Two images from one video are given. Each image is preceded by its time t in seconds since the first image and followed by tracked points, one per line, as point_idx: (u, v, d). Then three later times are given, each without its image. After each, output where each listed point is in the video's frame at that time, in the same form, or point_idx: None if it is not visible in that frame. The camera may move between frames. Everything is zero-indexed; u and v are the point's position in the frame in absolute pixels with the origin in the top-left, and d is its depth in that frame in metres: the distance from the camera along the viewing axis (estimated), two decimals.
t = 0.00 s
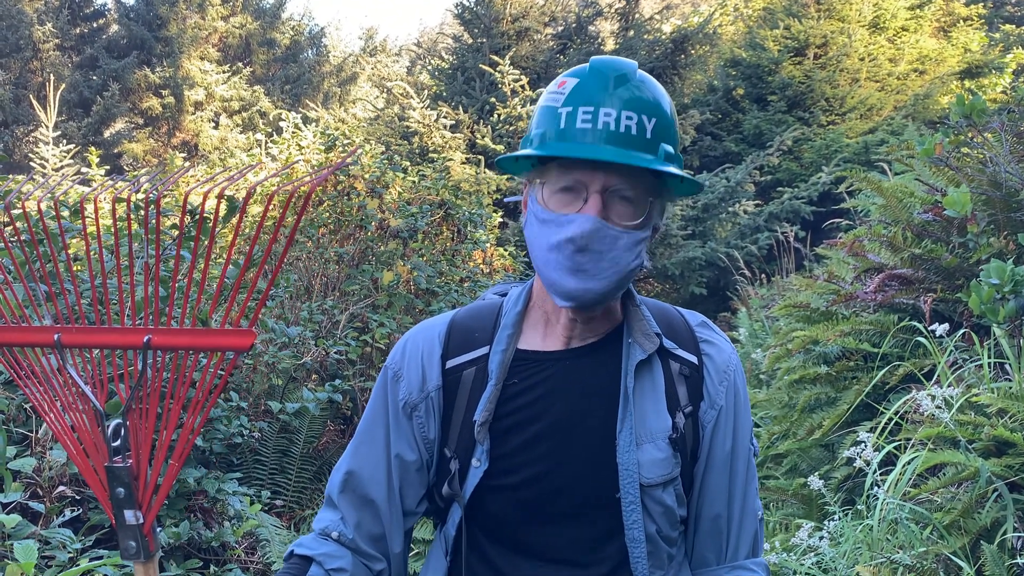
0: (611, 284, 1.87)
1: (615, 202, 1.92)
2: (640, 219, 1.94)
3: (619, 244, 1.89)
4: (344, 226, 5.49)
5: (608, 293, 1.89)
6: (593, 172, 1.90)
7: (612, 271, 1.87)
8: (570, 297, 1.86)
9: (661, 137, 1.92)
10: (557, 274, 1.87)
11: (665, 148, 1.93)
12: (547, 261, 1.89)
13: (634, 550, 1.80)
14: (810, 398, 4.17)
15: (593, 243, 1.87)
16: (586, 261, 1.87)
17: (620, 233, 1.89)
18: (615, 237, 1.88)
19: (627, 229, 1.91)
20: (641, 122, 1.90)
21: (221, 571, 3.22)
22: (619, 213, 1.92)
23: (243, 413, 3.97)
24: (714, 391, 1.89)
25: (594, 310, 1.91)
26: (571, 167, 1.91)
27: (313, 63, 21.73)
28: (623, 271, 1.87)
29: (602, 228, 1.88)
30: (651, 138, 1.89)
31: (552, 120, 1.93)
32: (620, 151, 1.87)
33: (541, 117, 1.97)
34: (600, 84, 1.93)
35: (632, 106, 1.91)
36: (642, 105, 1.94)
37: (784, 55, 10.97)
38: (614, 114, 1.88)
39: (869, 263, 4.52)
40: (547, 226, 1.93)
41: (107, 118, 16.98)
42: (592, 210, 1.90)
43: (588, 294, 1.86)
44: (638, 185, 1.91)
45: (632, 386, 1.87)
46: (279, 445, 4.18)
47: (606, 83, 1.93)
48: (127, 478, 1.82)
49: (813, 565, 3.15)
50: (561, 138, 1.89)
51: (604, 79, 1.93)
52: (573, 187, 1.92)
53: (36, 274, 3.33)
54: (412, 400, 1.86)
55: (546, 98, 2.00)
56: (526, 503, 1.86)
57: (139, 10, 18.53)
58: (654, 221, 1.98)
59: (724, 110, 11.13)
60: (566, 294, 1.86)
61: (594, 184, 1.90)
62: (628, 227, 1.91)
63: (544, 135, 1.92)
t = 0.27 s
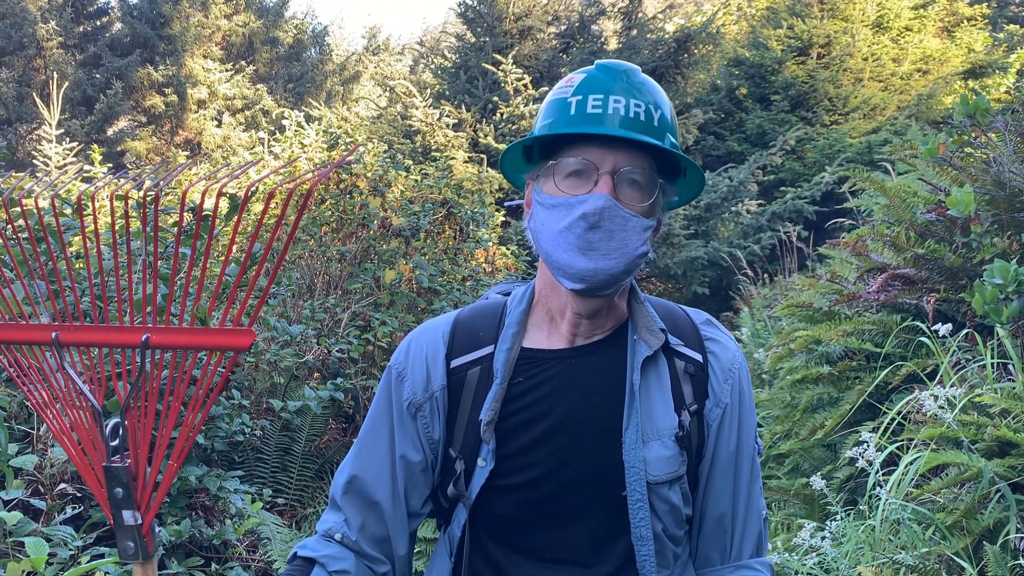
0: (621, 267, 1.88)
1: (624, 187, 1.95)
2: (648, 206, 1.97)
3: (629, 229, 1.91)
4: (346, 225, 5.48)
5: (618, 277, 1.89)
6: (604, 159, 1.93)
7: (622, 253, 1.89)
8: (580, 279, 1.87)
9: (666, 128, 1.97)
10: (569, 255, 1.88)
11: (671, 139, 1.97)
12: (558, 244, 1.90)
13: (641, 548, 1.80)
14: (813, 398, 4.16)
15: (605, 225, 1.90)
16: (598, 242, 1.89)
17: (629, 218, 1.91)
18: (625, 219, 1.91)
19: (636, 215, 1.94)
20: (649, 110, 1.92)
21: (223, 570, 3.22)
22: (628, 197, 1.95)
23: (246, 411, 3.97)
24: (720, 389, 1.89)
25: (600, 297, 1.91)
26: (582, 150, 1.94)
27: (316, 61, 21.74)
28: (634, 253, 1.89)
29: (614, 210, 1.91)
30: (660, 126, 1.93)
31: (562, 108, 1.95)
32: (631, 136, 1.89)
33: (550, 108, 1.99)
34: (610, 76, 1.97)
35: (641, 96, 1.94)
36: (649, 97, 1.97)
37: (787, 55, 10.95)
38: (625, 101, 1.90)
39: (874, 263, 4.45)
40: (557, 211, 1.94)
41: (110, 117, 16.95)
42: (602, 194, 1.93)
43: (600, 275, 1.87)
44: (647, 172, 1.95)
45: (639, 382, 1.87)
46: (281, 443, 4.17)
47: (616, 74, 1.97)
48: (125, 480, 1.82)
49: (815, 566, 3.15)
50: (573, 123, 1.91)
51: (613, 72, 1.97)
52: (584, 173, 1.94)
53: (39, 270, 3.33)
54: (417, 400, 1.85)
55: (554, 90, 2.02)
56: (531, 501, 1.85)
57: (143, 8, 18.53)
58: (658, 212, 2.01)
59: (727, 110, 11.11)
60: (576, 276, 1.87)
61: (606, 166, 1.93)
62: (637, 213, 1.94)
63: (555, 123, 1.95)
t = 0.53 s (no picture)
0: (634, 258, 1.85)
1: (633, 181, 1.94)
2: (658, 199, 1.97)
3: (640, 221, 1.89)
4: (349, 222, 5.50)
5: (631, 268, 1.85)
6: (613, 152, 1.94)
7: (634, 245, 1.85)
8: (592, 271, 1.85)
9: (673, 123, 1.97)
10: (580, 248, 1.86)
11: (679, 133, 1.97)
12: (569, 237, 1.88)
13: (646, 546, 1.79)
14: (816, 399, 4.15)
15: (616, 217, 1.88)
16: (609, 233, 1.87)
17: (640, 210, 1.90)
18: (636, 211, 1.89)
19: (646, 208, 1.92)
20: (657, 105, 1.93)
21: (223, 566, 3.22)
22: (637, 191, 1.95)
23: (247, 407, 3.97)
24: (726, 387, 1.88)
25: (611, 290, 1.89)
26: (590, 144, 1.94)
27: (320, 58, 21.75)
28: (646, 244, 1.85)
29: (625, 203, 1.89)
30: (667, 120, 1.93)
31: (570, 103, 1.95)
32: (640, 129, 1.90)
33: (558, 104, 1.99)
34: (617, 72, 1.97)
35: (649, 91, 1.95)
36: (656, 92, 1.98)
37: (791, 54, 10.93)
38: (633, 95, 1.91)
39: (876, 263, 4.51)
40: (568, 205, 1.93)
41: (114, 112, 16.95)
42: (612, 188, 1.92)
43: (611, 267, 1.84)
44: (655, 165, 1.95)
45: (646, 379, 1.86)
46: (282, 439, 4.18)
47: (623, 69, 1.96)
48: (125, 477, 1.79)
49: (817, 566, 3.14)
50: (582, 117, 1.91)
51: (620, 68, 1.98)
52: (593, 167, 1.94)
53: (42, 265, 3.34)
54: (423, 396, 1.85)
55: (561, 87, 2.02)
56: (537, 498, 1.85)
57: (147, 4, 18.55)
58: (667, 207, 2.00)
59: (731, 109, 11.09)
60: (587, 268, 1.84)
61: (615, 160, 1.93)
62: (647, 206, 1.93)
63: (562, 118, 1.95)
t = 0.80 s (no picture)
0: (637, 254, 1.85)
1: (637, 176, 1.94)
2: (663, 195, 1.97)
3: (643, 216, 1.89)
4: (352, 219, 5.51)
5: (634, 264, 1.86)
6: (618, 147, 1.94)
7: (637, 241, 1.86)
8: (594, 266, 1.84)
9: (680, 119, 1.97)
10: (582, 242, 1.86)
11: (685, 129, 1.97)
12: (572, 231, 1.88)
13: (648, 544, 1.79)
14: (818, 398, 4.15)
15: (619, 211, 1.88)
16: (612, 228, 1.87)
17: (644, 205, 1.90)
18: (639, 206, 1.90)
19: (650, 204, 1.93)
20: (663, 101, 1.93)
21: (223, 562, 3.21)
22: (642, 185, 1.95)
23: (249, 403, 3.97)
24: (730, 386, 1.88)
25: (613, 286, 1.88)
26: (596, 139, 1.95)
27: (323, 55, 21.75)
28: (648, 242, 1.87)
29: (628, 197, 1.89)
30: (673, 115, 1.93)
31: (577, 98, 1.95)
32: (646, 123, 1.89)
33: (565, 98, 1.99)
34: (624, 67, 1.97)
35: (656, 87, 1.94)
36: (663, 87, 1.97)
37: (795, 54, 10.90)
38: (639, 91, 1.91)
39: (879, 262, 4.51)
40: (572, 199, 1.93)
41: (116, 108, 16.95)
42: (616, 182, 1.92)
43: (614, 262, 1.84)
44: (661, 160, 1.94)
45: (651, 377, 1.86)
46: (283, 436, 4.19)
47: (631, 66, 1.97)
48: (134, 470, 1.81)
49: (818, 565, 3.14)
50: (587, 113, 1.92)
51: (628, 63, 1.97)
52: (597, 163, 1.94)
53: (44, 260, 3.34)
54: (427, 391, 1.84)
55: (569, 82, 2.02)
56: (540, 496, 1.85)
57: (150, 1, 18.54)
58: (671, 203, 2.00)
59: (734, 108, 11.08)
60: (590, 263, 1.84)
61: (620, 155, 1.93)
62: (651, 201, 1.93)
63: (569, 113, 1.95)
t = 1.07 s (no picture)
0: (641, 240, 1.83)
1: (639, 166, 1.95)
2: (664, 185, 1.97)
3: (646, 204, 1.88)
4: (354, 218, 5.51)
5: (638, 251, 1.83)
6: (618, 139, 1.96)
7: (640, 227, 1.84)
8: (596, 251, 1.82)
9: (680, 112, 1.98)
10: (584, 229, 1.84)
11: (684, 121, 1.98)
12: (573, 219, 1.87)
13: (653, 546, 1.79)
14: (820, 397, 4.15)
15: (620, 198, 1.87)
16: (613, 214, 1.86)
17: (646, 193, 1.89)
18: (641, 193, 1.89)
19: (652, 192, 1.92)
20: (661, 94, 1.95)
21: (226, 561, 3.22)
22: (644, 176, 1.95)
23: (251, 403, 3.98)
24: (736, 389, 1.88)
25: (617, 277, 1.86)
26: (596, 134, 1.98)
27: (325, 54, 21.77)
28: (653, 227, 1.84)
29: (629, 185, 1.89)
30: (671, 108, 1.95)
31: (576, 98, 1.99)
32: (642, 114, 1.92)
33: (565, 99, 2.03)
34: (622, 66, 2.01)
35: (653, 82, 1.97)
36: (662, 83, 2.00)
37: (797, 53, 10.85)
38: (636, 85, 1.94)
39: (882, 262, 4.47)
40: (573, 190, 1.93)
41: (119, 107, 16.97)
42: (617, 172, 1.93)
43: (617, 247, 1.81)
44: (661, 151, 1.95)
45: (658, 380, 1.86)
46: (286, 435, 4.20)
47: (629, 65, 2.01)
48: (123, 473, 1.77)
49: (821, 564, 3.14)
50: (586, 108, 1.95)
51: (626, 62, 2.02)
52: (598, 155, 1.96)
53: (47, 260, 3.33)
54: (435, 394, 1.85)
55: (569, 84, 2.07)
56: (547, 499, 1.85)
57: None
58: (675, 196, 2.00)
59: (736, 108, 11.06)
60: (592, 248, 1.82)
61: (619, 145, 1.95)
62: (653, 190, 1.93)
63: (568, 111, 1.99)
